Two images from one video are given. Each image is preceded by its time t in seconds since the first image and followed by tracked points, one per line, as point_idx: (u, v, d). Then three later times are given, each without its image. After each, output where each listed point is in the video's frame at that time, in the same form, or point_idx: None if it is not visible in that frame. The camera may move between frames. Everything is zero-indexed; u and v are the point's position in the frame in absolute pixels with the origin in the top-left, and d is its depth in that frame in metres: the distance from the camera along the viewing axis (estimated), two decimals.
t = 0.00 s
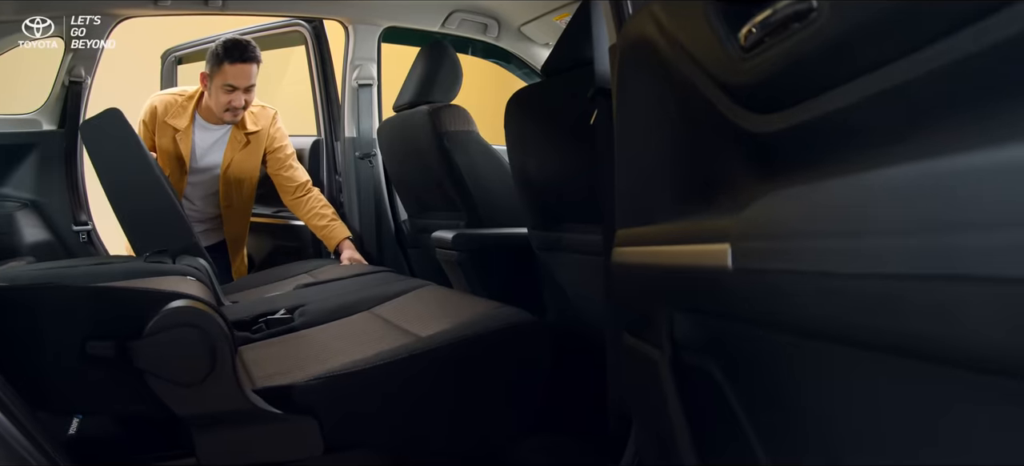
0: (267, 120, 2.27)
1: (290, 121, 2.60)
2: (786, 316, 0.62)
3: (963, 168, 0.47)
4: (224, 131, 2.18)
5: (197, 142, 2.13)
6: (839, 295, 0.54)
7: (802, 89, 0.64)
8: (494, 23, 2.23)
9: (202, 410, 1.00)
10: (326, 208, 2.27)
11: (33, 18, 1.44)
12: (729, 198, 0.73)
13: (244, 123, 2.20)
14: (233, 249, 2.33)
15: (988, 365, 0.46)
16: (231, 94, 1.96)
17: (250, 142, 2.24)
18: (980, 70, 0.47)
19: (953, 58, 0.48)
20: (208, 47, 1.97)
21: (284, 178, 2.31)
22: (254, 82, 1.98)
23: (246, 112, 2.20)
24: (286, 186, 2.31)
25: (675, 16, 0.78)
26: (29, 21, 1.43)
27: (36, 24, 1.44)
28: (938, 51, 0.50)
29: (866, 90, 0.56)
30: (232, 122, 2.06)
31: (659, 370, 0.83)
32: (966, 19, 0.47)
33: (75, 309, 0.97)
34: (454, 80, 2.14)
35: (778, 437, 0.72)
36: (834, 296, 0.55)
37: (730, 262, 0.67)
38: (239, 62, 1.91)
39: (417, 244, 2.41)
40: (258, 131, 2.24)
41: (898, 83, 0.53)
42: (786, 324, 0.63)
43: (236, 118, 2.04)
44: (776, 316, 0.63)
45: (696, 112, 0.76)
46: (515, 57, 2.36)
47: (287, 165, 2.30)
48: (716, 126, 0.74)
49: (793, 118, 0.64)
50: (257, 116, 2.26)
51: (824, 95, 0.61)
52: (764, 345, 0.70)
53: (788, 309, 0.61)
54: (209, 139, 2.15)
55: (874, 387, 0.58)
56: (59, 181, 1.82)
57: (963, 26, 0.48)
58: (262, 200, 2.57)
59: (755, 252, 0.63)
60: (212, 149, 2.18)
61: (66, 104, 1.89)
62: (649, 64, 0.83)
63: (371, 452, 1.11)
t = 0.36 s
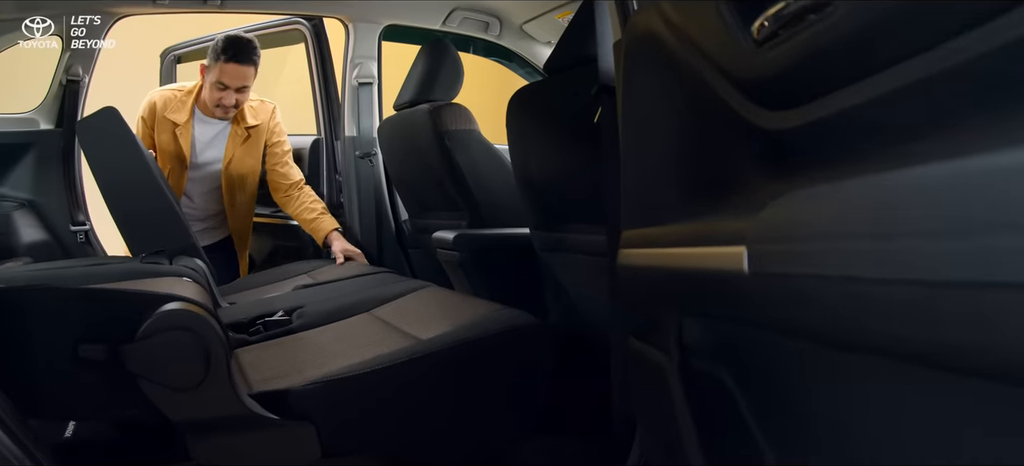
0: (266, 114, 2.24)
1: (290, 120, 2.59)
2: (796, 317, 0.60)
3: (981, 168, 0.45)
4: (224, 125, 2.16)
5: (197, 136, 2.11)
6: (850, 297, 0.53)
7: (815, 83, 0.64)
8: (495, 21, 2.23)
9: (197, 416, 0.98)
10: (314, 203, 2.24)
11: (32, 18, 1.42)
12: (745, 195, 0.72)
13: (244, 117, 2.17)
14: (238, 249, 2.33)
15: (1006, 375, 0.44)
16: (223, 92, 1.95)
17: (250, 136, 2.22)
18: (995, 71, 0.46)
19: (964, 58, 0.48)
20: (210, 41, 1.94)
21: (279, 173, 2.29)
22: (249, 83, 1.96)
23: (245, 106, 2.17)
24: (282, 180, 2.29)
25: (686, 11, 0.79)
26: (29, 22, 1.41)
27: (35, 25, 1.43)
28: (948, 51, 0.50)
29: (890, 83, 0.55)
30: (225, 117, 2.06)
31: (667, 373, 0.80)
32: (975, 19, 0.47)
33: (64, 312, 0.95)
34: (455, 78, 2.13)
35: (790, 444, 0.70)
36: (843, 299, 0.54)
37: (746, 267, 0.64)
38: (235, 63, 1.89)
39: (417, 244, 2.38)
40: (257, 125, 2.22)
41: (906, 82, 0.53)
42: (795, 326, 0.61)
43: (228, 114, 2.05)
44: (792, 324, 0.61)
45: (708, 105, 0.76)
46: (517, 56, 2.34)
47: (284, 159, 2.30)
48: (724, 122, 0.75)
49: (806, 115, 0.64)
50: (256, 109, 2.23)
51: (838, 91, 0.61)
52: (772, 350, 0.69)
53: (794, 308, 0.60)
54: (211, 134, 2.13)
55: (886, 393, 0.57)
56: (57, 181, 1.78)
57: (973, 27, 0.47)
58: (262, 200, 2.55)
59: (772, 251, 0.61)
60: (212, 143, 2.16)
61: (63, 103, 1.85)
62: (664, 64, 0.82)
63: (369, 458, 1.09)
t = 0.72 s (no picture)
0: (260, 108, 2.21)
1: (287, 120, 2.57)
2: (807, 320, 0.59)
3: (997, 167, 0.43)
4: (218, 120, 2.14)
5: (192, 131, 2.10)
6: (861, 300, 0.52)
7: (834, 79, 0.61)
8: (498, 19, 2.23)
9: (193, 419, 0.96)
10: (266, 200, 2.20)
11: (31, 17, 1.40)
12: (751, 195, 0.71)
13: (237, 109, 2.15)
14: (237, 251, 2.26)
15: None
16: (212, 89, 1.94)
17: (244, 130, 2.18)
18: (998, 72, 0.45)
19: (966, 58, 0.47)
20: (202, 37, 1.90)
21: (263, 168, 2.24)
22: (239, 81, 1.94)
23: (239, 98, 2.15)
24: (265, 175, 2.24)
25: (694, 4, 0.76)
26: (28, 21, 1.40)
27: (35, 24, 1.41)
28: (954, 51, 0.48)
29: (892, 83, 0.55)
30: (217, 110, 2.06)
31: (673, 375, 0.80)
32: (978, 20, 0.46)
33: (59, 313, 0.93)
34: (457, 76, 2.11)
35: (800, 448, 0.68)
36: (849, 299, 0.53)
37: (760, 268, 0.61)
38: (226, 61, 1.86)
39: (420, 244, 2.37)
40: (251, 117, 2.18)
41: (916, 81, 0.52)
42: (804, 329, 0.60)
43: (218, 108, 2.07)
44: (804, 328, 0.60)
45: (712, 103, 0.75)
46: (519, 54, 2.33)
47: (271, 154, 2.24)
48: (729, 117, 0.74)
49: (820, 111, 0.63)
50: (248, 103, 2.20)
51: (846, 89, 0.60)
52: (778, 353, 0.67)
53: (806, 312, 0.59)
54: (207, 128, 2.13)
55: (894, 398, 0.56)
56: (57, 182, 1.77)
57: (977, 27, 0.46)
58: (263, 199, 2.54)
59: (780, 245, 0.59)
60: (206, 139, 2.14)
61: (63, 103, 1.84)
62: (671, 63, 0.80)
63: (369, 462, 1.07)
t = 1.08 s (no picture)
0: (253, 106, 2.17)
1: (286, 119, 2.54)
2: (836, 322, 0.58)
3: None
4: (208, 120, 2.10)
5: (187, 129, 2.06)
6: (899, 300, 0.51)
7: (852, 74, 0.59)
8: (502, 18, 2.27)
9: (191, 423, 0.93)
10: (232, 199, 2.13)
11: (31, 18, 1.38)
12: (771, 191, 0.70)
13: (230, 107, 2.10)
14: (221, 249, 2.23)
15: None
16: (203, 87, 1.93)
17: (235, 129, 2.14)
18: (1010, 69, 0.46)
19: (978, 57, 0.48)
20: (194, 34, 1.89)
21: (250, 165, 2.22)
22: (230, 80, 1.93)
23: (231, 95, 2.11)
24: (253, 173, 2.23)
25: None
26: (29, 21, 1.38)
27: (36, 24, 1.39)
28: (960, 51, 0.49)
29: (912, 77, 0.53)
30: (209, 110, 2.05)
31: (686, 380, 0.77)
32: (985, 19, 0.47)
33: (56, 314, 0.92)
34: (461, 75, 2.10)
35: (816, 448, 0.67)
36: (884, 298, 0.52)
37: (782, 268, 0.61)
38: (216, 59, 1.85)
39: (423, 244, 2.35)
40: (243, 115, 2.14)
41: (933, 75, 0.52)
42: (831, 329, 0.59)
43: (209, 107, 2.04)
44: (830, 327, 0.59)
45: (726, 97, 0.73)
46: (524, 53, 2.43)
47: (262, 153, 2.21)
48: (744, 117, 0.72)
49: (839, 107, 0.61)
50: (242, 101, 2.17)
51: (867, 82, 0.58)
52: (794, 352, 0.66)
53: (835, 313, 0.57)
54: (200, 125, 2.08)
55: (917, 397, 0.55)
56: (58, 182, 1.74)
57: (984, 27, 0.47)
58: (266, 199, 2.52)
59: (807, 244, 0.58)
60: (198, 137, 2.10)
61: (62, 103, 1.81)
62: (680, 57, 0.78)
63: None
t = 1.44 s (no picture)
0: (252, 106, 2.13)
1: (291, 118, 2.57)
2: (869, 327, 0.56)
3: None
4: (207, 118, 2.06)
5: (188, 128, 2.02)
6: (938, 305, 0.49)
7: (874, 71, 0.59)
8: (511, 17, 2.24)
9: (195, 428, 0.91)
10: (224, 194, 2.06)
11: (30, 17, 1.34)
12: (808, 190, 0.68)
13: (229, 105, 2.06)
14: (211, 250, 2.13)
15: None
16: (202, 84, 1.91)
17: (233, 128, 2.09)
18: None
19: (1003, 56, 0.48)
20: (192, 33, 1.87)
21: (243, 166, 2.16)
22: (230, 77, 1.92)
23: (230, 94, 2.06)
24: (247, 174, 2.17)
25: None
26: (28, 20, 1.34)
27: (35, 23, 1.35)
28: (988, 50, 0.49)
29: (938, 77, 0.53)
30: (208, 109, 2.02)
31: (708, 384, 0.76)
32: (1013, 19, 0.47)
33: (57, 314, 0.90)
34: (469, 75, 2.08)
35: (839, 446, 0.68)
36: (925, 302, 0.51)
37: (817, 270, 0.59)
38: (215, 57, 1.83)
39: (431, 246, 2.32)
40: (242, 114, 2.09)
41: (958, 74, 0.52)
42: (871, 335, 0.57)
43: (208, 106, 1.99)
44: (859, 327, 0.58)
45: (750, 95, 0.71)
46: (532, 53, 2.41)
47: (256, 153, 2.17)
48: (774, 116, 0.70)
49: (868, 103, 0.60)
50: (241, 101, 2.13)
51: (892, 80, 0.58)
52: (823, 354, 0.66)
53: (873, 314, 0.56)
54: (199, 126, 2.04)
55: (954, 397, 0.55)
56: (61, 182, 1.74)
57: (1011, 26, 0.47)
58: (273, 199, 2.52)
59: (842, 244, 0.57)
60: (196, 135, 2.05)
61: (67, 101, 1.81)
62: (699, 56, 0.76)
63: None
